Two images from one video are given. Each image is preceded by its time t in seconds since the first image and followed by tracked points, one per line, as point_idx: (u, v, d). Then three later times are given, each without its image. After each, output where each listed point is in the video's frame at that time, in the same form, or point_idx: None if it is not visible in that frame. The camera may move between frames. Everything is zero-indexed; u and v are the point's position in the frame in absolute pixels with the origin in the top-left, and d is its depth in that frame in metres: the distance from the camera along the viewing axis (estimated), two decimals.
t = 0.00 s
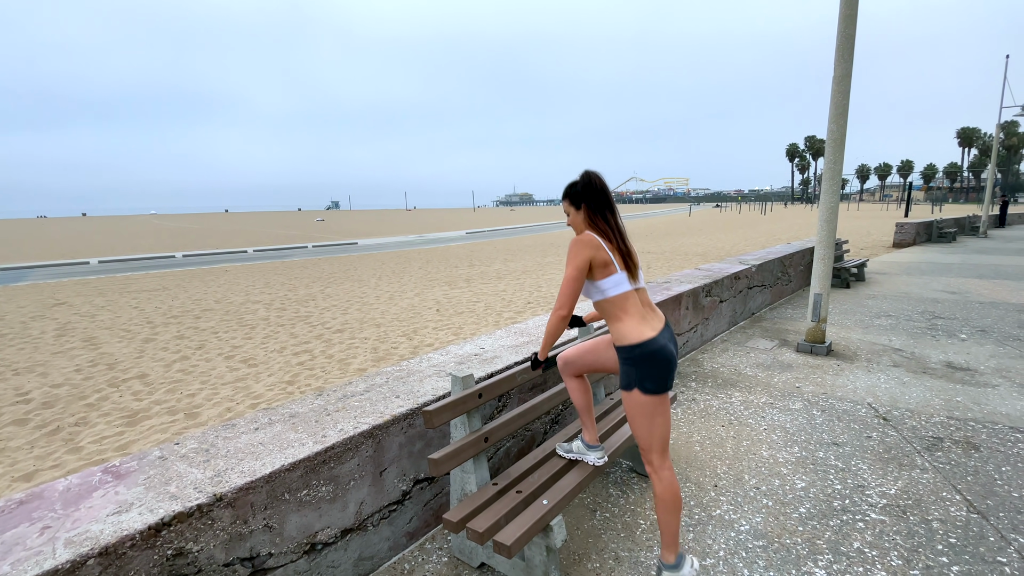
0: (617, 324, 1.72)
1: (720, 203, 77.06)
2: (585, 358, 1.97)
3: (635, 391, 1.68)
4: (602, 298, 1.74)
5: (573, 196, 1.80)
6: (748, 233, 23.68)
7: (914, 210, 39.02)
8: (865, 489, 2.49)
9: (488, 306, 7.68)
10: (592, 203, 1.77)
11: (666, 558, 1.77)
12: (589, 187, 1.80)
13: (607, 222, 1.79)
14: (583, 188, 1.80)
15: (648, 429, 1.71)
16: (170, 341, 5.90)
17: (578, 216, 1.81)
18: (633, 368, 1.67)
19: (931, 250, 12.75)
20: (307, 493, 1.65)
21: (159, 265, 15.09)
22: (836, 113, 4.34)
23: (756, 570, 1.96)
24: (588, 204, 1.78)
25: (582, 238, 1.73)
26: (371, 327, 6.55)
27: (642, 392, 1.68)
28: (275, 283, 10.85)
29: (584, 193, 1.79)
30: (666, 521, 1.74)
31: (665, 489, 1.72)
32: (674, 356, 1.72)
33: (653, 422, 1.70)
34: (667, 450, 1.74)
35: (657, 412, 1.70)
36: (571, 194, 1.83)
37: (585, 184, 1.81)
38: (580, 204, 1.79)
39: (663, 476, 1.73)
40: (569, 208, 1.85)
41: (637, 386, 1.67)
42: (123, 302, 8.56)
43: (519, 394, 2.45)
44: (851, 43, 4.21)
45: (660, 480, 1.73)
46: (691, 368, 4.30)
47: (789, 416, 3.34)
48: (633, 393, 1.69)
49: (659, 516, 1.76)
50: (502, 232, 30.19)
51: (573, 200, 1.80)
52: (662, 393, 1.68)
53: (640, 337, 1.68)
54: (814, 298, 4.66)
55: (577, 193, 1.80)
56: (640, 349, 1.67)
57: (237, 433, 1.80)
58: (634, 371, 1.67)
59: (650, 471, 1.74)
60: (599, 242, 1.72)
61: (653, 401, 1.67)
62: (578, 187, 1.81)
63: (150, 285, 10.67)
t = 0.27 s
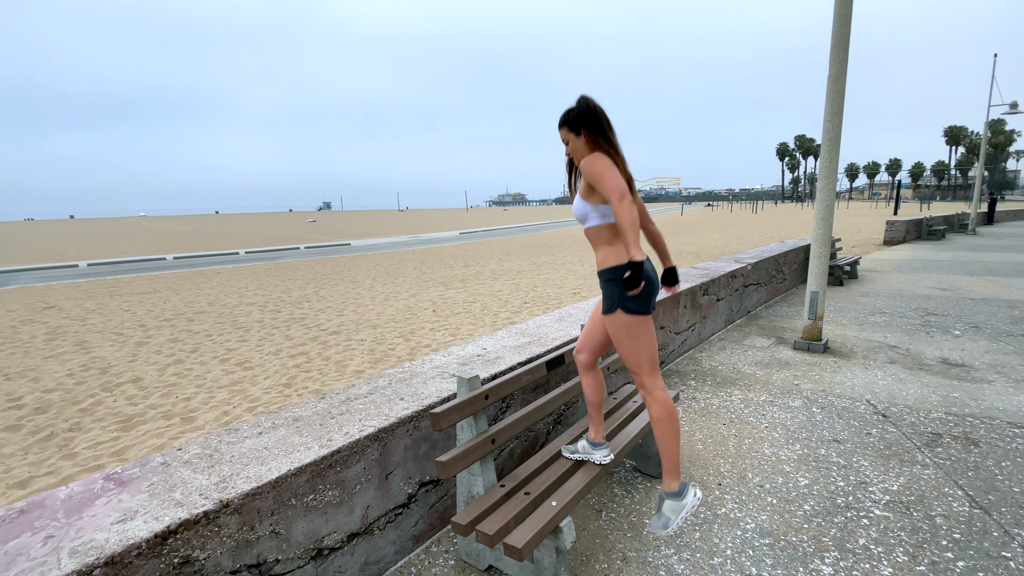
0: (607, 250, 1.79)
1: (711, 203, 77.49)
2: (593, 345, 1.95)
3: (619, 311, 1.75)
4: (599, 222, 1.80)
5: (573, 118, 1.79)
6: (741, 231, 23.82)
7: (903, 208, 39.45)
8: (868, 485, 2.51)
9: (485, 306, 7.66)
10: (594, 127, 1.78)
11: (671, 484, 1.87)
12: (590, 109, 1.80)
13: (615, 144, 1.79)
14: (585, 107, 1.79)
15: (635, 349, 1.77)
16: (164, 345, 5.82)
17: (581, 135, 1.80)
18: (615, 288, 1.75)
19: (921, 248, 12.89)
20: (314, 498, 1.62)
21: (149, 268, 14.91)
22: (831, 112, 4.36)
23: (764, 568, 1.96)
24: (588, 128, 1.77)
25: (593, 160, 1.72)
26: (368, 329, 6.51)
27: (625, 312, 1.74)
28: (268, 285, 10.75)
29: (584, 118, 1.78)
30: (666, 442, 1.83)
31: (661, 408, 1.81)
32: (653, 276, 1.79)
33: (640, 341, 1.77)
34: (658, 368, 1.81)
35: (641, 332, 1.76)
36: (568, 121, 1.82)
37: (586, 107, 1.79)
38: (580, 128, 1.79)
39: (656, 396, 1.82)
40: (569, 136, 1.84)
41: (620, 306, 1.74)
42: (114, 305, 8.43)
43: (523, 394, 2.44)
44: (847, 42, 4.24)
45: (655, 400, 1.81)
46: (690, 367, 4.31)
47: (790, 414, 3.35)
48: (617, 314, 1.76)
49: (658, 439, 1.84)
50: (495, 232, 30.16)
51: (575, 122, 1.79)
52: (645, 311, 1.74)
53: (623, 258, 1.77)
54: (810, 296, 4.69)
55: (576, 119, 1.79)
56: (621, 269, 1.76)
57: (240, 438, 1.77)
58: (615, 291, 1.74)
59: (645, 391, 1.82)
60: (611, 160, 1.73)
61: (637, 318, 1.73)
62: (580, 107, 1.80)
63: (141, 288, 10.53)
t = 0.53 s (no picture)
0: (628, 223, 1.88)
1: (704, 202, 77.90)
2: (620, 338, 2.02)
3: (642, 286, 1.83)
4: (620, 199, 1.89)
5: (584, 102, 1.88)
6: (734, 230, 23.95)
7: (892, 206, 39.86)
8: (870, 483, 2.52)
9: (482, 307, 7.64)
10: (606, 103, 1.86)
11: (701, 465, 1.99)
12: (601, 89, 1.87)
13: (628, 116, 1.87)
14: (591, 86, 1.87)
15: (658, 325, 1.85)
16: (158, 349, 5.76)
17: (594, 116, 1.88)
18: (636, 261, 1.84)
19: (912, 245, 13.03)
20: (322, 504, 1.61)
21: (140, 271, 14.74)
22: (826, 112, 4.39)
23: (772, 567, 1.97)
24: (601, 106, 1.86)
25: (613, 134, 1.79)
26: (365, 331, 6.48)
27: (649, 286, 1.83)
28: (262, 288, 10.67)
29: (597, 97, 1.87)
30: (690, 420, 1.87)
31: (683, 385, 1.87)
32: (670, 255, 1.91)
33: (661, 318, 1.85)
34: (677, 346, 1.88)
35: (661, 307, 1.85)
36: (577, 104, 1.91)
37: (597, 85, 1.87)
38: (593, 109, 1.88)
39: (679, 374, 1.87)
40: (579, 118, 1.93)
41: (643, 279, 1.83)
42: (106, 309, 8.34)
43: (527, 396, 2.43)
44: (841, 42, 4.26)
45: (678, 377, 1.86)
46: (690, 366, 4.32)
47: (790, 412, 3.37)
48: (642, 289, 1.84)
49: (685, 419, 1.88)
50: (490, 233, 30.13)
51: (585, 105, 1.88)
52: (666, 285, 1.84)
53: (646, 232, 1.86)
54: (808, 295, 4.71)
55: (586, 99, 1.89)
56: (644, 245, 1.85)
57: (246, 444, 1.75)
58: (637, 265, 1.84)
59: (667, 369, 1.87)
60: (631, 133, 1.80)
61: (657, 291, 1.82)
62: (585, 86, 1.88)
63: (133, 291, 10.41)
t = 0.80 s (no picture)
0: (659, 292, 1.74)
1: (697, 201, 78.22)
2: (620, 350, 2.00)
3: (675, 359, 1.70)
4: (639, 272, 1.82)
5: (608, 168, 1.82)
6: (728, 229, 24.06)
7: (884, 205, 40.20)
8: (873, 480, 2.53)
9: (479, 308, 7.63)
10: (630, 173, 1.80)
11: (730, 531, 1.83)
12: (625, 156, 1.79)
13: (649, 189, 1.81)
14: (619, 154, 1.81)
15: (691, 397, 1.71)
16: (154, 352, 5.70)
17: (615, 184, 1.82)
18: (670, 335, 1.69)
19: (905, 244, 13.14)
20: (328, 507, 1.59)
21: (133, 273, 14.62)
22: (823, 111, 4.41)
23: (778, 566, 1.97)
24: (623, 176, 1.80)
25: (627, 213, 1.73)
26: (362, 332, 6.45)
27: (683, 361, 1.69)
28: (257, 289, 10.60)
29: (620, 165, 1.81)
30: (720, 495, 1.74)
31: (716, 460, 1.73)
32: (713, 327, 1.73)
33: (696, 391, 1.71)
34: (712, 420, 1.73)
35: (699, 382, 1.70)
36: (609, 165, 1.84)
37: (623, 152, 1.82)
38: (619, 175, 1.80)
39: (712, 447, 1.74)
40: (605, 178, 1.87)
41: (677, 354, 1.69)
42: (99, 312, 8.26)
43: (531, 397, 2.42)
44: (838, 42, 4.28)
45: (711, 451, 1.73)
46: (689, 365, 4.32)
47: (791, 410, 3.38)
48: (673, 363, 1.71)
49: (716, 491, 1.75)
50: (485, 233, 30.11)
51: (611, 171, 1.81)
52: (703, 361, 1.68)
53: (680, 305, 1.71)
54: (805, 293, 4.73)
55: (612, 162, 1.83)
56: (678, 318, 1.69)
57: (250, 447, 1.73)
58: (671, 338, 1.69)
59: (698, 441, 1.74)
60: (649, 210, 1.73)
61: (692, 370, 1.67)
62: (614, 153, 1.82)
63: (126, 294, 10.32)
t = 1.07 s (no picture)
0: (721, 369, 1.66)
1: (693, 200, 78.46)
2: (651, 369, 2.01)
3: (726, 434, 1.64)
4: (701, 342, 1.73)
5: (676, 225, 1.76)
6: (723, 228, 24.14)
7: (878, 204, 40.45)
8: (873, 477, 2.55)
9: (477, 307, 7.63)
10: (702, 234, 1.73)
11: None
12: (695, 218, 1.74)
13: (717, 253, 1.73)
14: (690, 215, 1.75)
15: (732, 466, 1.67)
16: (150, 353, 5.67)
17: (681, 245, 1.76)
18: (726, 411, 1.63)
19: (899, 242, 13.23)
20: (333, 508, 1.58)
21: (127, 274, 14.52)
22: (820, 111, 4.43)
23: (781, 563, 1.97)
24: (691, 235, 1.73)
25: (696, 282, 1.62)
26: (360, 332, 6.43)
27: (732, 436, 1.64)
28: (253, 289, 10.56)
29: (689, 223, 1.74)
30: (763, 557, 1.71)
31: (746, 521, 1.71)
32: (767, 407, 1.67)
33: (739, 462, 1.66)
34: (747, 488, 1.68)
35: (744, 454, 1.65)
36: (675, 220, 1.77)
37: (696, 210, 1.75)
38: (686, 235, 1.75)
39: (745, 511, 1.71)
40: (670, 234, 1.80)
41: (728, 430, 1.64)
42: (93, 313, 8.20)
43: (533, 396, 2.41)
44: (834, 42, 4.31)
45: (743, 514, 1.70)
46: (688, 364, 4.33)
47: (790, 408, 3.39)
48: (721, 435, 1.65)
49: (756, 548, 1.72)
50: (481, 233, 30.09)
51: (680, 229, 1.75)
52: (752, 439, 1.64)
53: (746, 386, 1.62)
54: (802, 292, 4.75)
55: (682, 219, 1.75)
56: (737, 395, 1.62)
57: (253, 449, 1.72)
58: (728, 414, 1.62)
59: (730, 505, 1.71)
60: (723, 280, 1.62)
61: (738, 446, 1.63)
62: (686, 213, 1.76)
63: (120, 295, 10.25)
